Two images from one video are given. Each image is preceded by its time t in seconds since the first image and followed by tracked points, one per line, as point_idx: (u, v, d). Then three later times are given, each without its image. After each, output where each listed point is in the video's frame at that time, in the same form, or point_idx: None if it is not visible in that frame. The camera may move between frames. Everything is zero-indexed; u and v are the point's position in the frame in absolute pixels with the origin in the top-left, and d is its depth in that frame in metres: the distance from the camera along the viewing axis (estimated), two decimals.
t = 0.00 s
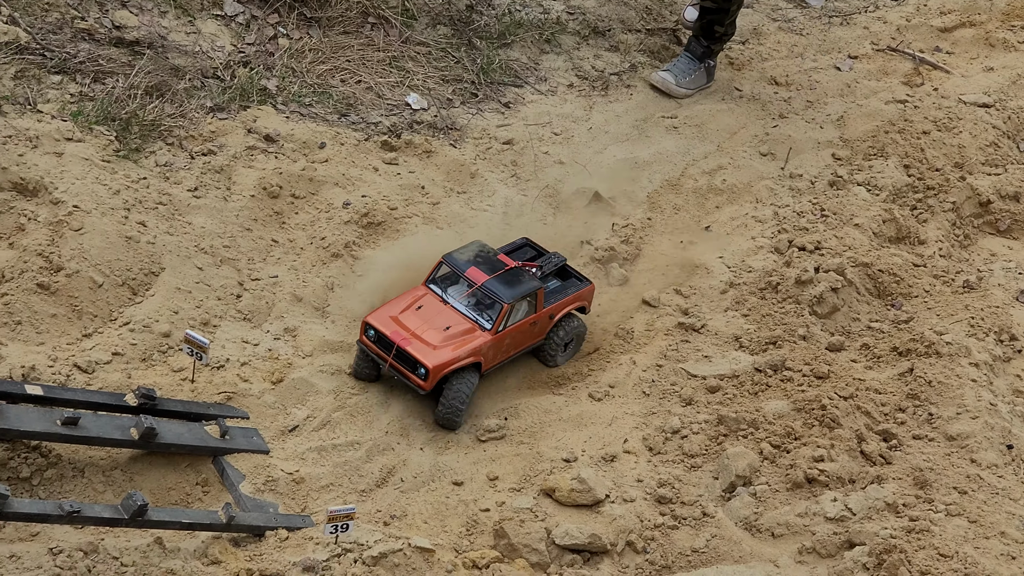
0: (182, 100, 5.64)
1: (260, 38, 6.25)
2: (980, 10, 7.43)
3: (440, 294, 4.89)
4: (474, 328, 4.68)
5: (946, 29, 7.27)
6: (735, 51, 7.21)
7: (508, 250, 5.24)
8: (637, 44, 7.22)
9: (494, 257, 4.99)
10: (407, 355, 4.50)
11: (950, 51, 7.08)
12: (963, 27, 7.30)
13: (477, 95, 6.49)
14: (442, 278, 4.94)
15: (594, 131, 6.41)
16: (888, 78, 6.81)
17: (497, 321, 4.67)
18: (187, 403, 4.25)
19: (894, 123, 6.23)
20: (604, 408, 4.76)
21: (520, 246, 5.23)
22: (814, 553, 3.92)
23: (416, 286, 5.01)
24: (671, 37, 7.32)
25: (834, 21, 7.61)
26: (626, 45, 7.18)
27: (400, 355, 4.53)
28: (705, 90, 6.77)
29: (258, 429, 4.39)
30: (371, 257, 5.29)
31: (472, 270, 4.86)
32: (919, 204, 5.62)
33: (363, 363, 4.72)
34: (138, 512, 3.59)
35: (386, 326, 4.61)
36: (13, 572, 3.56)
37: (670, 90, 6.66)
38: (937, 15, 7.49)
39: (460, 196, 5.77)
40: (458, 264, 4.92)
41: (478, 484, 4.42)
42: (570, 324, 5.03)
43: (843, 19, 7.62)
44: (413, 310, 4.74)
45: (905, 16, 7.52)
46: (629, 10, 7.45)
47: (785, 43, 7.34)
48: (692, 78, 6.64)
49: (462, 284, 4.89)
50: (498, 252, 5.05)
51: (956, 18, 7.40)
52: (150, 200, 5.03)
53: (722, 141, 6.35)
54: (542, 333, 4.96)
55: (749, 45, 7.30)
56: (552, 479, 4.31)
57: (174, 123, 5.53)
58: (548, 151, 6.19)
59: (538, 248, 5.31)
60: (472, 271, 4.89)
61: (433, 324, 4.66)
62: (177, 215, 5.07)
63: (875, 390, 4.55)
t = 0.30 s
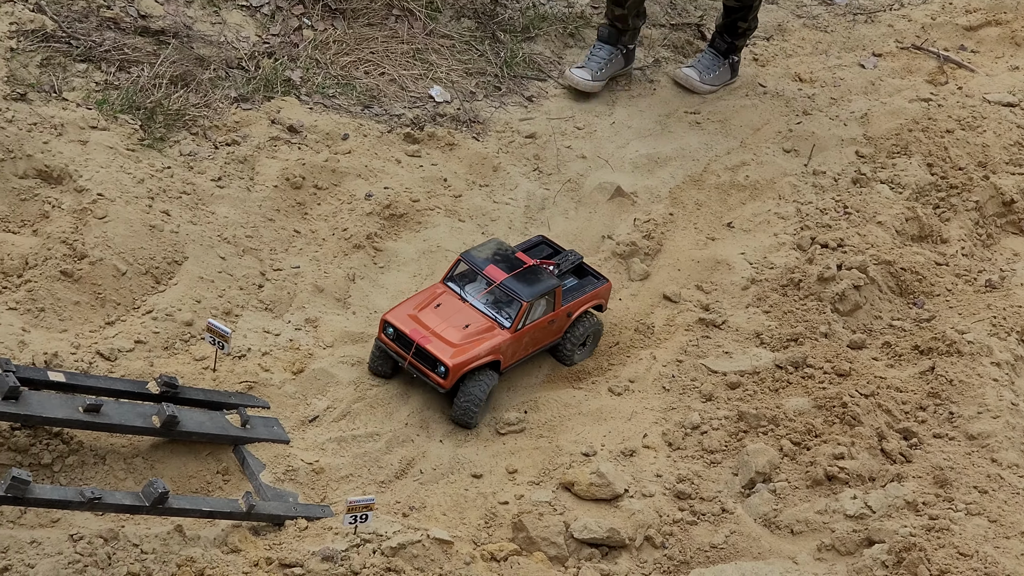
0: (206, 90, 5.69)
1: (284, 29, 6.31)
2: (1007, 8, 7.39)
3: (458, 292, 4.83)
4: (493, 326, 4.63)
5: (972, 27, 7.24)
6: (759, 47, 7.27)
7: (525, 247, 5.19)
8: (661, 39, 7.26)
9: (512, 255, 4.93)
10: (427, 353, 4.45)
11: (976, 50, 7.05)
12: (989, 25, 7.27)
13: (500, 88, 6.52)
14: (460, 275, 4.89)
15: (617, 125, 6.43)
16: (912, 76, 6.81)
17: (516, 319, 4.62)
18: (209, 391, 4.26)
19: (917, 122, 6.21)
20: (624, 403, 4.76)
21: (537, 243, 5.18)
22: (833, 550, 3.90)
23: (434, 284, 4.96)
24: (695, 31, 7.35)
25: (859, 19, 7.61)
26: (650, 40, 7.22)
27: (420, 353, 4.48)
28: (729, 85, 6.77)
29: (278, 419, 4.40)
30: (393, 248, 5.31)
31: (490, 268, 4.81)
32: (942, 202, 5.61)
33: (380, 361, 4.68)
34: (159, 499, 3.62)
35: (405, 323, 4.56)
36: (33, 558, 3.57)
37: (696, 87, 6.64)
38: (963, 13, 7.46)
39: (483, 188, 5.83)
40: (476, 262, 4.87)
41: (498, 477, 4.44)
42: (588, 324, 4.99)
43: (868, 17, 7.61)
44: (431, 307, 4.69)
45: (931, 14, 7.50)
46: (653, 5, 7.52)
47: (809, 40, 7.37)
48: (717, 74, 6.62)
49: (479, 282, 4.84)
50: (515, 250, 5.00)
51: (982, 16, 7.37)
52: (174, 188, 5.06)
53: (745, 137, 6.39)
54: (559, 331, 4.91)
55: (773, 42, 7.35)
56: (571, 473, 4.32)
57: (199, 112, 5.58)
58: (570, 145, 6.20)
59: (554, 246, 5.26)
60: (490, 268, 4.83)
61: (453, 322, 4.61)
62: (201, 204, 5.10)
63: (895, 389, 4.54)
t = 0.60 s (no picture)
0: (240, 84, 5.78)
1: (318, 24, 6.42)
2: None
3: (486, 297, 4.82)
4: (522, 332, 4.61)
5: (1008, 29, 7.18)
6: (792, 47, 7.28)
7: (551, 251, 5.18)
8: (693, 38, 7.31)
9: (540, 260, 4.93)
10: (456, 358, 4.44)
11: (1011, 52, 7.01)
12: None
13: (532, 85, 6.60)
14: (488, 280, 4.88)
15: (649, 124, 6.49)
16: (945, 78, 6.80)
17: (545, 325, 4.61)
18: (238, 384, 4.28)
19: (951, 124, 6.17)
20: (651, 402, 4.75)
21: (563, 248, 5.17)
22: (859, 552, 3.86)
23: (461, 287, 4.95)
24: (729, 31, 7.41)
25: (893, 20, 7.60)
26: (683, 39, 7.28)
27: (448, 359, 4.47)
28: (762, 85, 6.80)
29: (306, 412, 4.42)
30: (423, 243, 5.36)
31: (519, 273, 4.80)
32: (975, 205, 5.57)
33: (407, 364, 4.67)
34: (187, 491, 3.64)
35: (433, 328, 4.55)
36: (62, 546, 3.60)
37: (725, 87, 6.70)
38: (999, 15, 7.42)
39: (514, 185, 5.89)
40: (504, 267, 4.86)
41: (524, 474, 4.44)
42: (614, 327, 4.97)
43: (902, 19, 7.60)
44: (460, 312, 4.68)
45: (966, 16, 7.47)
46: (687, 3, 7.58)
47: (843, 41, 7.39)
48: (750, 70, 6.65)
49: (507, 287, 4.83)
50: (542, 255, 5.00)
51: (1019, 18, 7.31)
52: (206, 181, 5.12)
53: (777, 137, 6.40)
54: (586, 337, 4.90)
55: (806, 42, 7.36)
56: (598, 471, 4.31)
57: (233, 106, 5.65)
58: (602, 142, 6.28)
59: (579, 250, 5.25)
60: (518, 274, 4.82)
61: (481, 327, 4.59)
62: (233, 197, 5.16)
63: (924, 392, 4.50)
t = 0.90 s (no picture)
0: (268, 81, 5.80)
1: (347, 22, 6.42)
2: None
3: (508, 304, 4.78)
4: (546, 339, 4.57)
5: None
6: (821, 50, 7.23)
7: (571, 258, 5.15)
8: (723, 39, 7.31)
9: (562, 267, 4.90)
10: (481, 365, 4.39)
11: None
12: None
13: (560, 85, 6.62)
14: (510, 287, 4.84)
15: (676, 125, 6.50)
16: (976, 82, 6.78)
17: (569, 333, 4.57)
18: (263, 381, 4.29)
19: (980, 129, 6.17)
20: (675, 404, 4.73)
21: (583, 255, 5.14)
22: (882, 557, 3.83)
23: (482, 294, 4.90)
24: (758, 32, 7.41)
25: (924, 23, 7.60)
26: (712, 40, 7.28)
27: (473, 366, 4.43)
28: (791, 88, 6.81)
29: (330, 411, 4.42)
30: (449, 243, 5.39)
31: (542, 280, 4.76)
32: (1003, 210, 5.55)
33: (428, 372, 4.61)
34: (211, 487, 3.66)
35: (458, 335, 4.50)
36: (85, 542, 3.62)
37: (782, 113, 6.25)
38: None
39: (540, 185, 5.92)
40: (527, 274, 4.82)
41: (547, 474, 4.44)
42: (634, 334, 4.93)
43: (933, 21, 7.57)
44: (483, 319, 4.63)
45: (997, 20, 7.47)
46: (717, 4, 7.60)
47: (873, 43, 7.39)
48: (796, 89, 6.28)
49: (530, 294, 4.79)
50: (564, 262, 4.96)
51: None
52: (233, 178, 5.16)
53: (805, 139, 6.39)
54: (607, 344, 4.86)
55: (836, 44, 7.33)
56: (620, 473, 4.30)
57: (261, 103, 5.70)
58: (629, 143, 6.30)
59: (598, 256, 5.22)
60: (542, 281, 4.78)
61: (505, 334, 4.55)
62: (260, 194, 5.20)
63: (950, 397, 4.46)
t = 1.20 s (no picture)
0: (282, 79, 5.88)
1: (361, 21, 6.55)
2: None
3: (512, 321, 4.69)
4: (556, 355, 4.51)
5: None
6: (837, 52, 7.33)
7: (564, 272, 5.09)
8: (738, 40, 7.42)
9: (561, 281, 4.84)
10: (496, 385, 4.29)
11: None
12: None
13: (574, 86, 6.71)
14: (512, 304, 4.75)
15: (690, 126, 6.53)
16: (992, 85, 6.83)
17: (579, 346, 4.52)
18: (273, 380, 4.29)
19: (995, 132, 6.19)
20: (685, 406, 4.72)
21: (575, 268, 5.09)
22: (890, 562, 3.82)
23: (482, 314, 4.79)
24: (773, 34, 7.56)
25: (940, 26, 7.70)
26: (728, 41, 7.39)
27: (488, 386, 4.33)
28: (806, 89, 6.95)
29: (339, 410, 4.42)
30: (460, 243, 5.39)
31: (544, 295, 4.69)
32: (1018, 214, 5.55)
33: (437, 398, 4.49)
34: (218, 485, 3.65)
35: (468, 356, 4.40)
36: (92, 538, 3.63)
37: (817, 196, 5.61)
38: None
39: (552, 186, 5.94)
40: (528, 290, 4.75)
41: (556, 475, 4.44)
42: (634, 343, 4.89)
43: (949, 25, 7.67)
44: (490, 338, 4.54)
45: (1014, 24, 7.55)
46: (732, 6, 7.76)
47: (889, 45, 7.47)
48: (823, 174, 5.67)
49: (532, 310, 4.71)
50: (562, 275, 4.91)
51: None
52: (245, 177, 5.19)
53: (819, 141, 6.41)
54: (610, 356, 4.81)
55: (851, 46, 7.42)
56: (629, 474, 4.30)
57: (274, 101, 5.76)
58: (642, 144, 6.34)
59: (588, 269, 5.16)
60: (544, 296, 4.72)
61: (515, 352, 4.46)
62: (272, 192, 5.22)
63: (961, 401, 4.44)
